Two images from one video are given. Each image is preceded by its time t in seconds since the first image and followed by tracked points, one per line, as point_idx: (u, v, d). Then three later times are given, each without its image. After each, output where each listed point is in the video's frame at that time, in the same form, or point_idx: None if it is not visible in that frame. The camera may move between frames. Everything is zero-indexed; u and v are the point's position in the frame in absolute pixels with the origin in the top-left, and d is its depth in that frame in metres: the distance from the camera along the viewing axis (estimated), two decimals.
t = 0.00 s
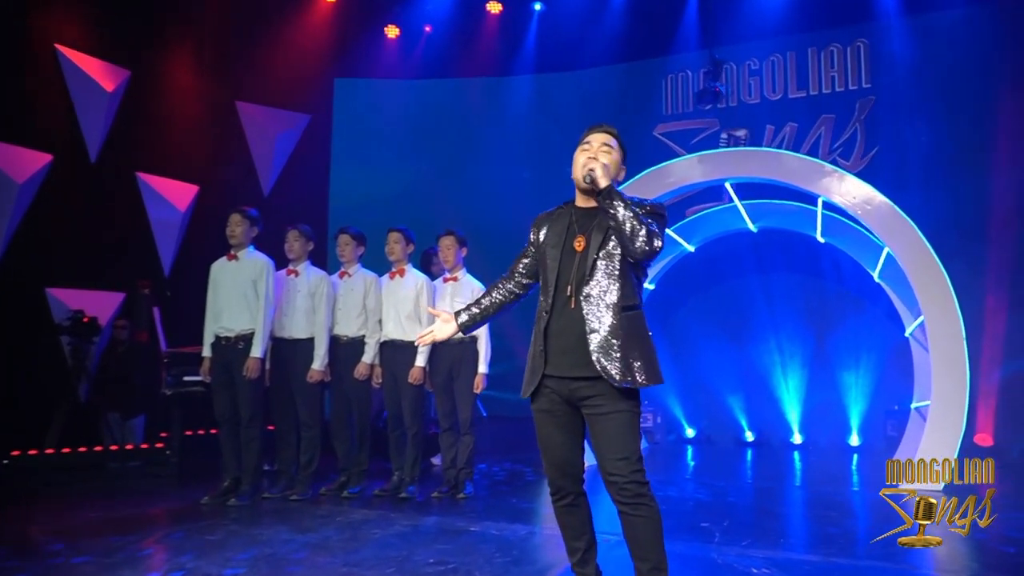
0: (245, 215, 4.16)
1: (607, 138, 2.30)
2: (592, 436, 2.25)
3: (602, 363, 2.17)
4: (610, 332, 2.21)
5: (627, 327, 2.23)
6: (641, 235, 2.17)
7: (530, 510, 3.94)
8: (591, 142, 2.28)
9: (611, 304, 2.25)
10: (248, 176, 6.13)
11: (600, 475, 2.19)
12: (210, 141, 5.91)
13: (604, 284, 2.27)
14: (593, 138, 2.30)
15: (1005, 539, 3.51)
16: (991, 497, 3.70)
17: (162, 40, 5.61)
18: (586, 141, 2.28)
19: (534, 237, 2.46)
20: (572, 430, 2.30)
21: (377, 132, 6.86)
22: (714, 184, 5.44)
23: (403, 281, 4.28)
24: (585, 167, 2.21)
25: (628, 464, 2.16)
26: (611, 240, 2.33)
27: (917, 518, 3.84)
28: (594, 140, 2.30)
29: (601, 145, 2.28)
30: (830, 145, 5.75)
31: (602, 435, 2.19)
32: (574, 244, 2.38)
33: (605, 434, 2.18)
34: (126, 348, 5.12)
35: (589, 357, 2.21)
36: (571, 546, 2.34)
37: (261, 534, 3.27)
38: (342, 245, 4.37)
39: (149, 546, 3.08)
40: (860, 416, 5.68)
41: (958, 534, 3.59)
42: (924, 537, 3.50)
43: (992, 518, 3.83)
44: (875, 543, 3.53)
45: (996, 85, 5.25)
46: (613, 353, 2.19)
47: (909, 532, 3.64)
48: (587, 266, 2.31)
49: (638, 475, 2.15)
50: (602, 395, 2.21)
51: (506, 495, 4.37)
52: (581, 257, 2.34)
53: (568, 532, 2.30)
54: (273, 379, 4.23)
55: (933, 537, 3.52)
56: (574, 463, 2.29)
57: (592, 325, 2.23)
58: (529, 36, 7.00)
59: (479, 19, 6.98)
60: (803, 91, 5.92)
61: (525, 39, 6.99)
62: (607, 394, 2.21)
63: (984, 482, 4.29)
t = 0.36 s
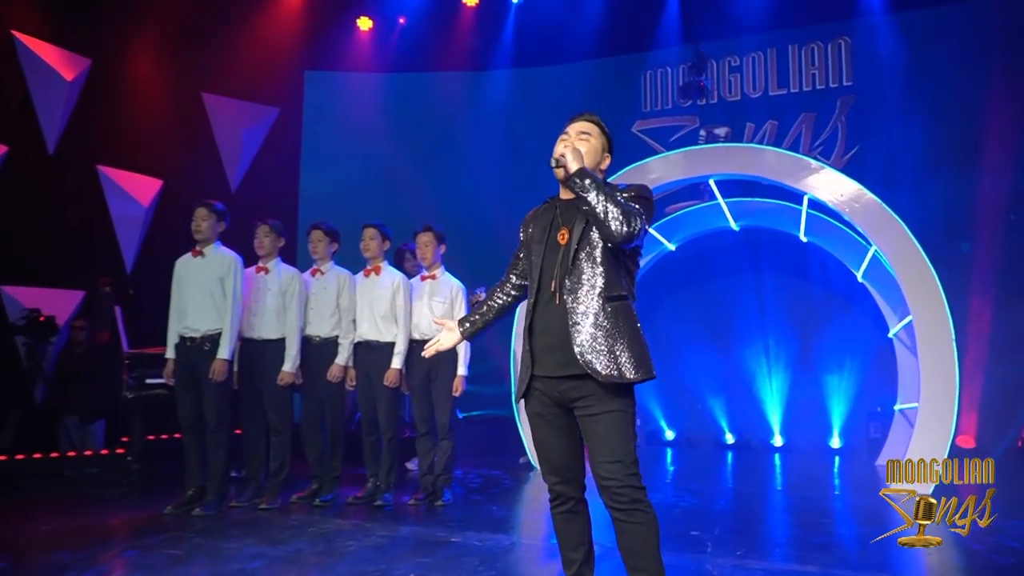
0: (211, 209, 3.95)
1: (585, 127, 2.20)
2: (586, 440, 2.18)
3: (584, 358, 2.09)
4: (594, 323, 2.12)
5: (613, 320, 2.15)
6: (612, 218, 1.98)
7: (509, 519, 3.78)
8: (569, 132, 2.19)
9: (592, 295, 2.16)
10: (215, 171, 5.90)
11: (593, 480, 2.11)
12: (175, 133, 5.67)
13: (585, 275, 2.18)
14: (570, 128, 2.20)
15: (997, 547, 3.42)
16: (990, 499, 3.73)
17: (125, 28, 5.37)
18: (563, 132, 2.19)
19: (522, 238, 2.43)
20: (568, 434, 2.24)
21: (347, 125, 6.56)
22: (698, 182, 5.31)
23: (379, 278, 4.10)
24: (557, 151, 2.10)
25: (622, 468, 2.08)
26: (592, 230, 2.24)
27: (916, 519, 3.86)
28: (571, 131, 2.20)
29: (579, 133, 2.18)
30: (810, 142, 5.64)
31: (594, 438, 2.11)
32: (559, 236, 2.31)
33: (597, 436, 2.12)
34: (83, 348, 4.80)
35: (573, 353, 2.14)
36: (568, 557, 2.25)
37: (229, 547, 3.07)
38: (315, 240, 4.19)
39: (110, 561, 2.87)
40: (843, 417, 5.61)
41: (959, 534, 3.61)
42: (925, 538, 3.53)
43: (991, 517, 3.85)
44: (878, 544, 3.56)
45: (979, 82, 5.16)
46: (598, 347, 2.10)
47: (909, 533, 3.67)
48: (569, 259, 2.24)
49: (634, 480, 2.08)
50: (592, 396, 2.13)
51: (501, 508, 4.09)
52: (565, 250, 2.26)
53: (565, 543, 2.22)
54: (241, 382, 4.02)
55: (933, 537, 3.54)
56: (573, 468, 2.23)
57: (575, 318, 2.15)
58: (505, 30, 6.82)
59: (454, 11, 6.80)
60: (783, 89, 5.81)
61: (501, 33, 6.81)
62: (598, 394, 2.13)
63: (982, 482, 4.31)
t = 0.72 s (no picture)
0: (186, 203, 3.77)
1: (586, 120, 1.98)
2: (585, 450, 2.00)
3: (583, 361, 1.90)
4: (594, 325, 1.93)
5: (615, 322, 1.95)
6: (618, 215, 1.80)
7: (496, 528, 3.64)
8: (566, 126, 1.98)
9: (593, 296, 1.96)
10: (188, 166, 5.69)
11: (593, 492, 1.95)
12: (146, 126, 5.46)
13: (586, 275, 1.99)
14: (568, 120, 1.99)
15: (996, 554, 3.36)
16: (988, 498, 3.76)
17: (94, 15, 5.16)
18: (561, 125, 1.98)
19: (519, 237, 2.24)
20: (569, 442, 2.06)
21: (323, 119, 6.38)
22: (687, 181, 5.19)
23: (362, 277, 3.92)
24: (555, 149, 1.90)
25: (625, 479, 1.92)
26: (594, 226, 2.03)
27: (915, 518, 3.92)
28: (570, 123, 1.99)
29: (579, 128, 1.97)
30: (797, 140, 5.52)
31: (593, 447, 1.94)
32: (557, 236, 2.10)
33: (596, 445, 1.94)
34: (49, 349, 4.62)
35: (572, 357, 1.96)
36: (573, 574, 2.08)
37: (205, 561, 2.91)
38: (294, 238, 4.01)
39: None
40: (831, 416, 5.56)
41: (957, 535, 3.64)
42: (924, 538, 3.56)
43: (991, 518, 3.87)
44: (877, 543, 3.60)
45: (970, 82, 5.11)
46: (597, 350, 1.91)
47: (909, 533, 3.70)
48: (568, 259, 2.03)
49: (641, 493, 1.92)
50: (592, 402, 1.96)
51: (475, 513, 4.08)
52: (564, 249, 2.06)
53: (568, 559, 2.06)
54: (215, 385, 3.83)
55: (932, 537, 3.58)
56: (574, 479, 2.07)
57: (573, 320, 1.96)
58: (487, 24, 6.64)
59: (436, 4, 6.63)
60: (769, 87, 5.68)
61: (483, 27, 6.64)
62: (598, 400, 1.95)
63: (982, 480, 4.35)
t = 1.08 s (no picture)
0: (171, 205, 3.60)
1: (610, 129, 1.84)
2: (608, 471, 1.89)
3: (619, 381, 1.80)
4: (628, 342, 1.83)
5: (647, 335, 1.85)
6: (672, 234, 1.71)
7: (488, 546, 3.47)
8: (591, 133, 1.82)
9: (627, 310, 1.86)
10: (165, 166, 5.50)
11: (610, 520, 1.84)
12: (121, 123, 5.27)
13: (618, 287, 1.88)
14: (592, 126, 1.83)
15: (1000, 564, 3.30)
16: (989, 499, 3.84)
17: (68, 7, 4.94)
18: (588, 133, 1.82)
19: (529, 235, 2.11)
20: (591, 463, 1.95)
21: (305, 114, 6.08)
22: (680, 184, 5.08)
23: (354, 282, 3.80)
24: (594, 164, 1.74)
25: (644, 507, 1.81)
26: (624, 233, 1.92)
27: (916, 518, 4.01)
28: (593, 130, 1.83)
29: (605, 137, 1.83)
30: (786, 145, 5.36)
31: (616, 470, 1.83)
32: (579, 240, 1.98)
33: (619, 468, 1.84)
34: (19, 357, 4.41)
35: (601, 374, 1.85)
36: None
37: None
38: (281, 241, 3.84)
39: None
40: (822, 426, 5.52)
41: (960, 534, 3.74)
42: (924, 538, 3.67)
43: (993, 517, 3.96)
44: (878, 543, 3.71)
45: (972, 86, 4.96)
46: (632, 368, 1.81)
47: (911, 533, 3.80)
48: (593, 267, 1.92)
49: (651, 522, 1.81)
50: (621, 420, 1.85)
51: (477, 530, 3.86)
52: (588, 256, 1.94)
53: None
54: (198, 396, 3.67)
55: (933, 537, 3.69)
56: (598, 500, 1.96)
57: (604, 334, 1.85)
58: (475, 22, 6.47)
59: None
60: (758, 90, 5.50)
61: (471, 25, 6.46)
62: (630, 418, 1.85)
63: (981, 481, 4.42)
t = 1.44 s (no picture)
0: (152, 210, 3.47)
1: (632, 143, 1.84)
2: (625, 492, 1.83)
3: (640, 408, 1.75)
4: (648, 365, 1.78)
5: (666, 361, 1.80)
6: (706, 270, 1.76)
7: (476, 560, 3.37)
8: (615, 150, 1.82)
9: (648, 335, 1.80)
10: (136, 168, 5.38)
11: (630, 543, 1.77)
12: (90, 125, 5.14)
13: (638, 307, 1.82)
14: (615, 143, 1.83)
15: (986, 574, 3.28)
16: (990, 500, 3.91)
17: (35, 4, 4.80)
18: (611, 151, 1.81)
19: (540, 244, 2.04)
20: (609, 483, 1.89)
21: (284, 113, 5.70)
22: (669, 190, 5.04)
23: (340, 290, 3.70)
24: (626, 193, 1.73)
25: (666, 530, 1.74)
26: (646, 255, 1.86)
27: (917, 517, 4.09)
28: (616, 145, 1.83)
29: (628, 154, 1.83)
30: (769, 152, 5.35)
31: (636, 491, 1.76)
32: (596, 253, 1.91)
33: (639, 489, 1.77)
34: None
35: (620, 395, 1.79)
36: None
37: None
38: (265, 247, 3.72)
39: None
40: (805, 434, 5.53)
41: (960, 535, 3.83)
42: (924, 538, 3.76)
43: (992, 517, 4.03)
44: (879, 543, 3.79)
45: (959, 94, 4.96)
46: (653, 395, 1.76)
47: (911, 533, 3.88)
48: (613, 284, 1.86)
49: (676, 547, 1.74)
50: (639, 440, 1.78)
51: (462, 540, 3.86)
52: (606, 271, 1.88)
53: None
54: (178, 408, 3.54)
55: (933, 537, 3.77)
56: (614, 521, 1.90)
57: (623, 357, 1.79)
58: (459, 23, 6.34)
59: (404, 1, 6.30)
60: (741, 97, 5.47)
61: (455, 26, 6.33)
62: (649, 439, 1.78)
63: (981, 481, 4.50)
